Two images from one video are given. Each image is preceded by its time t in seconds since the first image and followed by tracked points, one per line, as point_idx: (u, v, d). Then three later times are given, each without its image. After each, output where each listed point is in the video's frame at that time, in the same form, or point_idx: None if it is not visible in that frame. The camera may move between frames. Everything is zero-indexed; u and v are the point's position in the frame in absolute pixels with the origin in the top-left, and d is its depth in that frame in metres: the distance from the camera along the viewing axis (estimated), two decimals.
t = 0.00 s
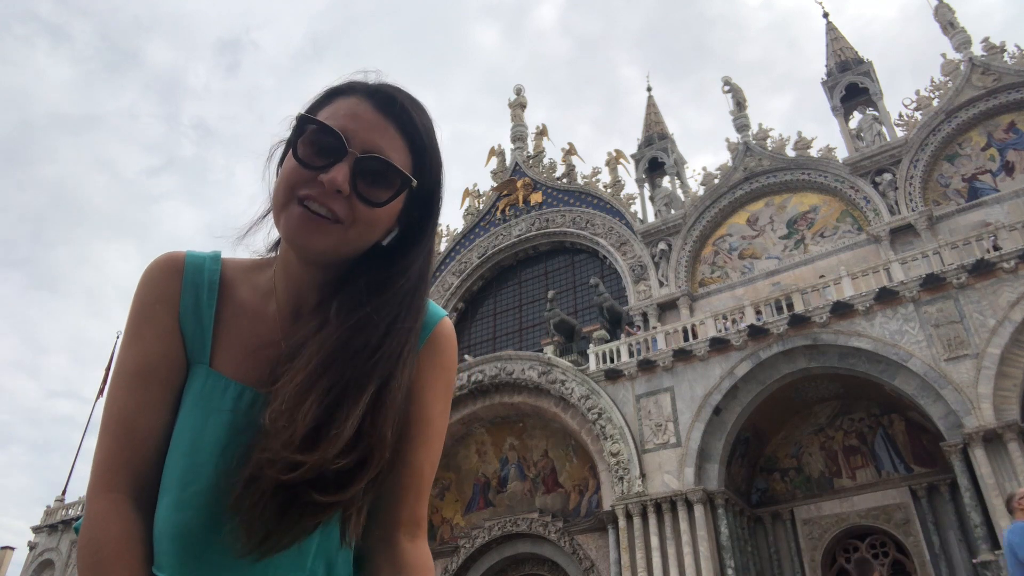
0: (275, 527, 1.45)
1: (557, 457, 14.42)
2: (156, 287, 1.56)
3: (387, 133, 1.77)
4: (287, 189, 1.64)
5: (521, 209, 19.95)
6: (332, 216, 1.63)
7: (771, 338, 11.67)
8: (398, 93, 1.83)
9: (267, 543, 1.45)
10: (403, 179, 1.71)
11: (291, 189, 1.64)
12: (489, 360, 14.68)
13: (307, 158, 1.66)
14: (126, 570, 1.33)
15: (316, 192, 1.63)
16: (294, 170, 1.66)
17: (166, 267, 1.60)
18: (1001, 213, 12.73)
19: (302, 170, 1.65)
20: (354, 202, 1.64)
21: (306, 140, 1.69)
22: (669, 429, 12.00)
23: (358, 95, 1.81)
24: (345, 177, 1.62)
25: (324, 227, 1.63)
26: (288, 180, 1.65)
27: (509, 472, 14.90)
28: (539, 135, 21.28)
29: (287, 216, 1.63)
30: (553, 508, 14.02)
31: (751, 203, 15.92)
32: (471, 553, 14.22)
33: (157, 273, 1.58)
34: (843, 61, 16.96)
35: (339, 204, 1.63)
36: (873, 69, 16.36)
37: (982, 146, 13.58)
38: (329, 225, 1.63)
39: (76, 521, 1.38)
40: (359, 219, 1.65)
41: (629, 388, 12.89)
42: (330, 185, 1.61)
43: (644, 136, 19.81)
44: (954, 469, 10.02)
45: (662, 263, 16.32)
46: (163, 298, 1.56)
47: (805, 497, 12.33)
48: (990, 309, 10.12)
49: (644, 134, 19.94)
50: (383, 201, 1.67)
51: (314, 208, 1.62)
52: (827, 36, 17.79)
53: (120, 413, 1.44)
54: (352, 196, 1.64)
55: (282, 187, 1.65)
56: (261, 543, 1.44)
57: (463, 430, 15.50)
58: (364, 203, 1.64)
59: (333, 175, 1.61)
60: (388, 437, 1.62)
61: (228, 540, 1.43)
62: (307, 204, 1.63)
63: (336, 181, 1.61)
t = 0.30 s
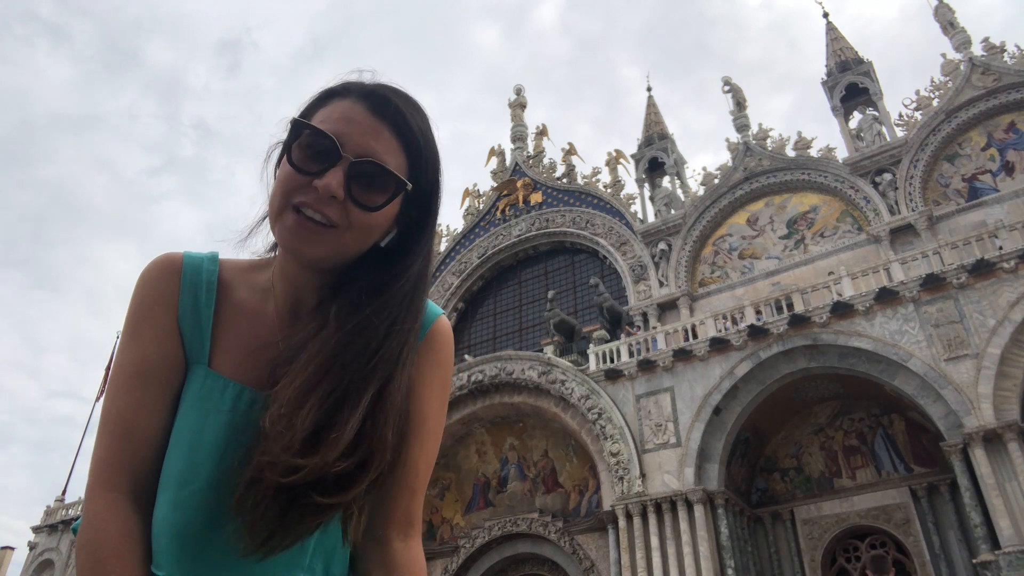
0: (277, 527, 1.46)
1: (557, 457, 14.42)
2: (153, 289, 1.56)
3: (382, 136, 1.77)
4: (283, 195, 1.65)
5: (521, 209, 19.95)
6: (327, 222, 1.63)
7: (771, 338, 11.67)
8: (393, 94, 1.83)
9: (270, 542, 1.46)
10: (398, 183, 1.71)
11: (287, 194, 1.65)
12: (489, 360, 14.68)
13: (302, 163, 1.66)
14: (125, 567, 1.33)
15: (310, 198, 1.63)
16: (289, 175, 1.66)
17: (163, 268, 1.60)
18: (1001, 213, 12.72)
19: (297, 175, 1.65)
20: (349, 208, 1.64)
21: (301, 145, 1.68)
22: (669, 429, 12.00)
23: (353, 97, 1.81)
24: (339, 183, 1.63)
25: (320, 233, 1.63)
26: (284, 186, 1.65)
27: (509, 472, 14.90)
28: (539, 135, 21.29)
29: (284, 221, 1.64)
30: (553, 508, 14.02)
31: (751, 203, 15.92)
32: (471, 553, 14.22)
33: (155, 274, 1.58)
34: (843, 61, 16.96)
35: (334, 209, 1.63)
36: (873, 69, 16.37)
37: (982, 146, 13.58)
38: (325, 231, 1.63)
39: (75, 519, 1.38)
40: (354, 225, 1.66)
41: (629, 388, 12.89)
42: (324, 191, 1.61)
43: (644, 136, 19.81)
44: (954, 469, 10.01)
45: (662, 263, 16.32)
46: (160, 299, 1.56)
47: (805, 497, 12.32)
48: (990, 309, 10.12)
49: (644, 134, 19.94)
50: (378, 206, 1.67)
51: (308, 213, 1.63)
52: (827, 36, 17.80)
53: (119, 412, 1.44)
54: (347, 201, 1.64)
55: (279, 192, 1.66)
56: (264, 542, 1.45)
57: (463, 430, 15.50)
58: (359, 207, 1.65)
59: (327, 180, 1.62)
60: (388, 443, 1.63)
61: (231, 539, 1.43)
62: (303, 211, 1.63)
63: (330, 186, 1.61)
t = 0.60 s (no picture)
0: (270, 524, 1.46)
1: (557, 457, 14.41)
2: (151, 289, 1.56)
3: (382, 137, 1.78)
4: (285, 195, 1.64)
5: (521, 209, 19.95)
6: (326, 222, 1.63)
7: (771, 338, 11.67)
8: (394, 95, 1.83)
9: (264, 538, 1.45)
10: (397, 183, 1.72)
11: (289, 195, 1.64)
12: (489, 360, 14.68)
13: (303, 163, 1.66)
14: (125, 567, 1.32)
15: (311, 199, 1.63)
16: (291, 176, 1.65)
17: (162, 268, 1.60)
18: (1001, 213, 12.72)
19: (299, 176, 1.65)
20: (348, 207, 1.64)
21: (302, 146, 1.68)
22: (669, 429, 11.99)
23: (353, 97, 1.81)
24: (339, 182, 1.63)
25: (319, 232, 1.63)
26: (285, 186, 1.65)
27: (509, 472, 14.89)
28: (539, 135, 21.30)
29: (284, 220, 1.63)
30: (553, 508, 14.01)
31: (751, 203, 15.92)
32: (470, 553, 14.22)
33: (153, 274, 1.58)
34: (843, 61, 16.96)
35: (333, 209, 1.63)
36: (873, 69, 16.37)
37: (982, 146, 13.58)
38: (324, 231, 1.63)
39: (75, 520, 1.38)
40: (354, 224, 1.65)
41: (629, 388, 12.89)
42: (325, 191, 1.61)
43: (644, 136, 19.81)
44: (954, 469, 10.02)
45: (662, 263, 16.32)
46: (158, 299, 1.56)
47: (805, 497, 12.32)
48: (990, 309, 10.12)
49: (644, 134, 19.94)
50: (377, 205, 1.67)
51: (309, 214, 1.62)
52: (827, 36, 17.79)
53: (119, 413, 1.44)
54: (347, 201, 1.64)
55: (281, 193, 1.65)
56: (257, 539, 1.45)
57: (463, 430, 15.50)
58: (359, 206, 1.65)
59: (329, 180, 1.62)
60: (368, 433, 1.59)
61: (229, 536, 1.44)
62: (303, 211, 1.63)
63: (330, 186, 1.61)
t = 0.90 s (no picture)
0: (276, 520, 1.46)
1: (557, 457, 14.42)
2: (151, 290, 1.56)
3: (392, 142, 1.78)
4: (296, 198, 1.64)
5: (521, 209, 19.94)
6: (337, 225, 1.64)
7: (771, 337, 11.67)
8: (402, 99, 1.83)
9: (273, 531, 1.46)
10: (406, 187, 1.74)
11: (300, 197, 1.64)
12: (489, 360, 14.68)
13: (312, 165, 1.66)
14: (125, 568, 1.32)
15: (323, 201, 1.64)
16: (299, 177, 1.65)
17: (161, 269, 1.59)
18: (1001, 213, 12.72)
19: (309, 178, 1.64)
20: (360, 211, 1.66)
21: (311, 147, 1.67)
22: (669, 429, 12.00)
23: (361, 100, 1.81)
24: (353, 187, 1.64)
25: (330, 235, 1.64)
26: (293, 188, 1.64)
27: (509, 472, 14.89)
28: (539, 135, 21.30)
29: (291, 223, 1.64)
30: (553, 508, 14.02)
31: (751, 204, 15.92)
32: (470, 553, 14.22)
33: (152, 276, 1.57)
34: (843, 61, 16.96)
35: (345, 212, 1.64)
36: (873, 69, 16.37)
37: (982, 146, 13.58)
38: (333, 234, 1.64)
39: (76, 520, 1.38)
40: (364, 228, 1.67)
41: (629, 388, 12.89)
42: (338, 196, 1.62)
43: (644, 136, 19.81)
44: (954, 469, 10.02)
45: (662, 263, 16.32)
46: (156, 300, 1.55)
47: (805, 496, 12.32)
48: (990, 309, 10.12)
49: (644, 134, 19.94)
50: (387, 211, 1.68)
51: (320, 218, 1.63)
52: (827, 36, 17.79)
53: (119, 416, 1.44)
54: (359, 205, 1.65)
55: (288, 194, 1.65)
56: (266, 530, 1.45)
57: (463, 430, 15.50)
58: (370, 211, 1.67)
59: (343, 185, 1.62)
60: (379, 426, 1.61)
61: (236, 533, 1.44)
62: (313, 215, 1.64)
63: (344, 190, 1.62)
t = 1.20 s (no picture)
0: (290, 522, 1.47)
1: (557, 457, 14.41)
2: (156, 290, 1.56)
3: (369, 123, 1.77)
4: (279, 189, 1.65)
5: (521, 209, 19.94)
6: (320, 210, 1.62)
7: (771, 337, 11.67)
8: (378, 83, 1.83)
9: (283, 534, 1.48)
10: (389, 165, 1.70)
11: (283, 189, 1.65)
12: (489, 360, 14.68)
13: (292, 155, 1.66)
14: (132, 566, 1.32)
15: (305, 189, 1.63)
16: (282, 170, 1.66)
17: (165, 268, 1.61)
18: (1002, 213, 12.72)
19: (291, 169, 1.65)
20: (342, 194, 1.63)
21: (290, 138, 1.69)
22: (669, 429, 12.00)
23: (335, 90, 1.81)
24: (331, 169, 1.62)
25: (315, 221, 1.62)
26: (278, 180, 1.66)
27: (509, 472, 14.89)
28: (539, 135, 21.30)
29: (279, 214, 1.64)
30: (553, 508, 14.02)
31: (751, 203, 15.92)
32: (471, 553, 14.22)
33: (156, 275, 1.58)
34: (843, 61, 16.95)
35: (327, 197, 1.62)
36: (873, 69, 16.37)
37: (982, 146, 13.58)
38: (318, 220, 1.62)
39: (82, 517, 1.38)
40: (349, 210, 1.64)
41: (629, 388, 12.89)
42: (319, 179, 1.61)
43: (644, 136, 19.81)
44: (954, 469, 10.02)
45: (662, 263, 16.31)
46: (161, 298, 1.56)
47: (805, 497, 12.32)
48: (990, 309, 10.12)
49: (644, 134, 19.94)
50: (369, 190, 1.65)
51: (305, 205, 1.63)
52: (827, 36, 17.80)
53: (125, 413, 1.44)
54: (341, 187, 1.63)
55: (274, 188, 1.66)
56: (283, 531, 1.47)
57: (463, 430, 15.50)
58: (352, 192, 1.64)
59: (321, 169, 1.61)
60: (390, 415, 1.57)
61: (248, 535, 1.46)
62: (297, 202, 1.64)
63: (323, 173, 1.60)
